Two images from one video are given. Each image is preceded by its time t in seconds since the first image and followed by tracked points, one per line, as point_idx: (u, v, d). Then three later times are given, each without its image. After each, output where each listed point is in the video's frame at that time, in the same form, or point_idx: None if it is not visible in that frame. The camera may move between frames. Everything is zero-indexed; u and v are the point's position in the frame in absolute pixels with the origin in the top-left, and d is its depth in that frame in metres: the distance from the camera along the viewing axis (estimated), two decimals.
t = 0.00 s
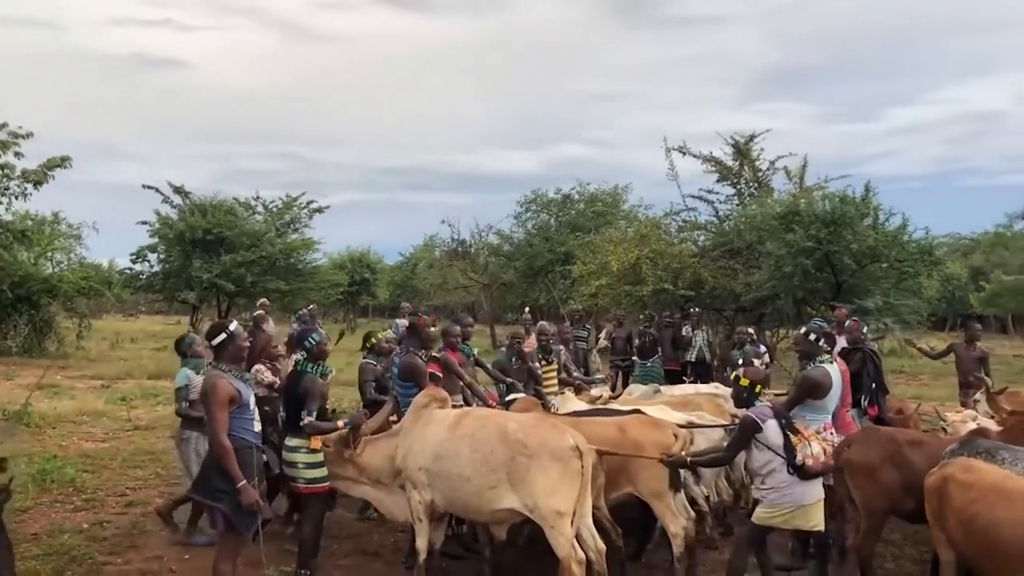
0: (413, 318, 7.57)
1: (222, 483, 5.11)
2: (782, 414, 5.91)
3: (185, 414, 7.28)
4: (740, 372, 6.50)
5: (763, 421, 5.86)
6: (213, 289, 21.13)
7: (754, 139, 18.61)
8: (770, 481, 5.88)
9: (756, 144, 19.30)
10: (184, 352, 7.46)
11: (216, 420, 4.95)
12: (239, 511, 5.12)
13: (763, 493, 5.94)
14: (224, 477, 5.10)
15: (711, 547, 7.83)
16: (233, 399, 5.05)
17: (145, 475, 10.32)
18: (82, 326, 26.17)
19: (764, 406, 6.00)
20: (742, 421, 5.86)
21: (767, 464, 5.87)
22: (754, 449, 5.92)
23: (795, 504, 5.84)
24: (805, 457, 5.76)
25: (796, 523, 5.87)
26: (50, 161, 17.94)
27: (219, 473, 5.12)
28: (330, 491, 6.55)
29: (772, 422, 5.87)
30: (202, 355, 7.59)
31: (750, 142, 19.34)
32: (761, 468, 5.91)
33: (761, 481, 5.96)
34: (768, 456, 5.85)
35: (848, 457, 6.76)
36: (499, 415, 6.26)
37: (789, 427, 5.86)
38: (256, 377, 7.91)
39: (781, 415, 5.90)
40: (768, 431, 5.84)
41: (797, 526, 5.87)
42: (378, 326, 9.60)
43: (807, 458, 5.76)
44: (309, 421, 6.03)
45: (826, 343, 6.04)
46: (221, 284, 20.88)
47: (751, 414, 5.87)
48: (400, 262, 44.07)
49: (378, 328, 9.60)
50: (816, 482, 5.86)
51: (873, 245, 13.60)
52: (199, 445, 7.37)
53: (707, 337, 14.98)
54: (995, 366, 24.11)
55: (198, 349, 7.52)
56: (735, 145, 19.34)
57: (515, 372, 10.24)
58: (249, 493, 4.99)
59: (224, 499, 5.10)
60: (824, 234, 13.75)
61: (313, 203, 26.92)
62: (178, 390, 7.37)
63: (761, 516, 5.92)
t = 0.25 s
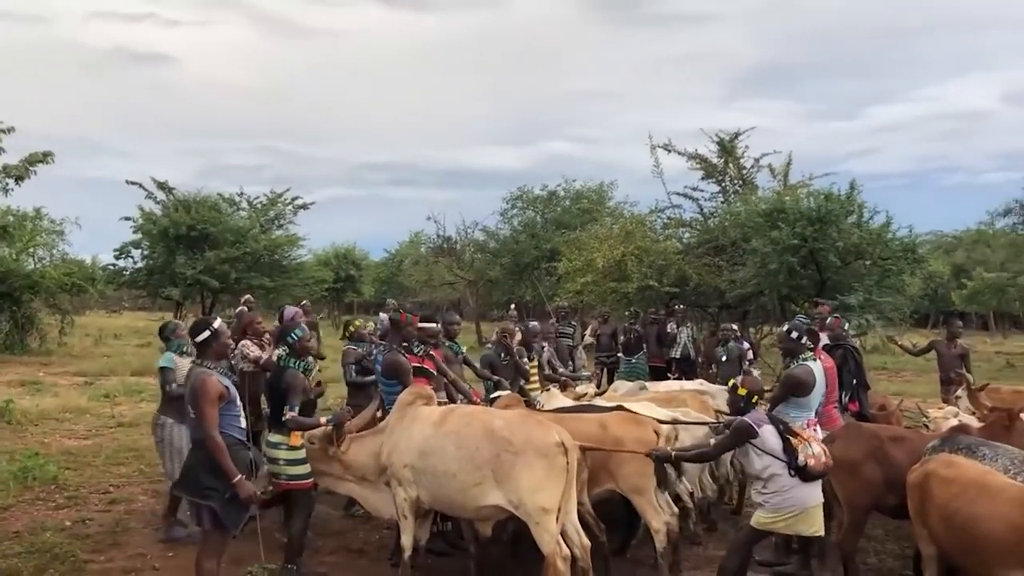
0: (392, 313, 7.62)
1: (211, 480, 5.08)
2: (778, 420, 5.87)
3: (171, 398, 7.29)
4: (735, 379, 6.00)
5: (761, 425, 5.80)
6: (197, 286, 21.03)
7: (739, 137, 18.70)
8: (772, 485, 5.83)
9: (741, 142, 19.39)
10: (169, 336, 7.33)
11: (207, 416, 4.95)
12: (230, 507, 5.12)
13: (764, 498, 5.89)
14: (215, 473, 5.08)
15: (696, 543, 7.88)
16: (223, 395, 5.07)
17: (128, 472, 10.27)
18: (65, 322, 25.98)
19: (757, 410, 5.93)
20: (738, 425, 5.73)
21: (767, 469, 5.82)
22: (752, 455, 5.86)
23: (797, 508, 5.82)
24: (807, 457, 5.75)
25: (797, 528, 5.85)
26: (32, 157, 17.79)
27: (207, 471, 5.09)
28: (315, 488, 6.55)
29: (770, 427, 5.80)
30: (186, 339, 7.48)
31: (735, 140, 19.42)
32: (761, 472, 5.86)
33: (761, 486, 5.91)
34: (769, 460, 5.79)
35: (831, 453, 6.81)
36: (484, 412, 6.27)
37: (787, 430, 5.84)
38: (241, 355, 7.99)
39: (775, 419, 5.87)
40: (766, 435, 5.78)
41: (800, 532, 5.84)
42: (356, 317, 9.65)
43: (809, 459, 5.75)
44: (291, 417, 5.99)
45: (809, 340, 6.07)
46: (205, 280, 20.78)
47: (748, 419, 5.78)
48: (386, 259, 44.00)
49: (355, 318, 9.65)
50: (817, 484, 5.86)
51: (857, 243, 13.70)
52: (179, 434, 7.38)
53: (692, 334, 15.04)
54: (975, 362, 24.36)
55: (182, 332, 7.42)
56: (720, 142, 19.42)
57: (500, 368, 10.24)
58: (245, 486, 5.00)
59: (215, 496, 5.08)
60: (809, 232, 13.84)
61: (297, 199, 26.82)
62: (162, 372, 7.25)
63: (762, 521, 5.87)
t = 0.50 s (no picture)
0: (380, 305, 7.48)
1: (196, 472, 5.07)
2: (773, 414, 5.89)
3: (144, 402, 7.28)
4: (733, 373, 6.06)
5: (755, 420, 5.83)
6: (184, 278, 20.93)
7: (728, 132, 18.74)
8: (763, 480, 5.85)
9: (729, 137, 19.42)
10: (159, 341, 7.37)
11: (198, 408, 4.94)
12: (215, 499, 5.10)
13: (755, 492, 5.92)
14: (200, 466, 5.07)
15: (682, 537, 7.92)
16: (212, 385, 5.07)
17: (114, 464, 10.22)
18: (50, 313, 25.81)
19: (751, 404, 5.95)
20: (733, 419, 5.77)
21: (759, 463, 5.85)
22: (746, 449, 5.88)
23: (787, 504, 5.85)
24: (800, 454, 5.79)
25: (786, 524, 5.88)
26: (17, 146, 17.62)
27: (193, 462, 5.08)
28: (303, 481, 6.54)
29: (765, 421, 5.84)
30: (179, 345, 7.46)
31: (724, 134, 19.46)
32: (754, 466, 5.88)
33: (752, 480, 5.94)
34: (761, 455, 5.83)
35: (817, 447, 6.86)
36: (473, 405, 6.28)
37: (781, 426, 5.85)
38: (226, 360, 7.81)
39: (769, 414, 5.89)
40: (760, 429, 5.81)
41: (788, 528, 5.88)
42: (349, 315, 9.58)
43: (801, 456, 5.79)
44: (280, 412, 5.95)
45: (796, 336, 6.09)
46: (192, 272, 20.68)
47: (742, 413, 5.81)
48: (374, 251, 43.89)
49: (349, 316, 9.57)
50: (806, 481, 5.89)
51: (843, 238, 13.76)
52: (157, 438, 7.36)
53: (679, 328, 15.09)
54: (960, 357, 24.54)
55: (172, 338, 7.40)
56: (709, 137, 19.45)
57: (488, 362, 10.25)
58: (237, 478, 5.01)
59: (199, 489, 5.06)
60: (796, 227, 13.89)
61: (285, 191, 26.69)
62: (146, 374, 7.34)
63: (751, 516, 5.89)
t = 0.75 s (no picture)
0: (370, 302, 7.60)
1: (184, 464, 5.08)
2: (765, 405, 5.92)
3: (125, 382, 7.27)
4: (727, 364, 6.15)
5: (746, 410, 5.83)
6: (175, 269, 20.86)
7: (721, 126, 18.76)
8: (751, 470, 5.89)
9: (722, 131, 19.44)
10: (142, 319, 7.43)
11: (196, 397, 4.99)
12: (201, 492, 5.11)
13: (741, 482, 5.96)
14: (189, 457, 5.09)
15: (672, 530, 7.95)
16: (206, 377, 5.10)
17: (104, 456, 10.20)
18: (40, 304, 25.68)
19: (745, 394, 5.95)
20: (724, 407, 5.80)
21: (748, 453, 5.88)
22: (735, 438, 5.90)
23: (773, 495, 5.88)
24: (788, 447, 5.79)
25: (771, 516, 5.91)
26: (7, 135, 17.52)
27: (181, 454, 5.09)
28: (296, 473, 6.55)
29: (756, 412, 5.85)
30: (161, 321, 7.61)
31: (716, 129, 19.48)
32: (742, 456, 5.91)
33: (739, 470, 5.97)
34: (749, 445, 5.85)
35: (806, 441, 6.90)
36: (465, 397, 6.29)
37: (771, 417, 5.87)
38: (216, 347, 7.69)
39: (761, 405, 5.90)
40: (749, 419, 5.82)
41: (774, 519, 5.90)
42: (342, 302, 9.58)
43: (790, 449, 5.80)
44: (277, 407, 6.01)
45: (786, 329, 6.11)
46: (183, 263, 20.61)
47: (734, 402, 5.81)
48: (366, 244, 43.80)
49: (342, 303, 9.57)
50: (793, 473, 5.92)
51: (834, 233, 13.81)
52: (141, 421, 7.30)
53: (671, 322, 15.11)
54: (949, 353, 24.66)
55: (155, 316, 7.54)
56: (702, 132, 19.48)
57: (480, 355, 10.26)
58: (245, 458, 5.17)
59: (186, 480, 5.06)
60: (786, 222, 13.94)
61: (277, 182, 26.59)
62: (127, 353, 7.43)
63: (738, 506, 5.92)
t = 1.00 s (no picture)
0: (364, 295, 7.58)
1: (186, 454, 5.07)
2: (765, 404, 5.93)
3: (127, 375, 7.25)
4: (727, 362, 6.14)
5: (746, 409, 5.84)
6: (171, 260, 20.82)
7: (717, 123, 18.77)
8: (751, 470, 5.89)
9: (719, 128, 19.44)
10: (126, 316, 7.23)
11: (201, 385, 5.03)
12: (203, 482, 5.09)
13: (742, 481, 5.96)
14: (191, 448, 5.08)
15: (665, 525, 7.98)
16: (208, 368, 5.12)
17: (98, 446, 10.19)
18: (34, 294, 25.62)
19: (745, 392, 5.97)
20: (724, 405, 5.82)
21: (748, 452, 5.89)
22: (736, 437, 5.91)
23: (772, 494, 5.89)
24: (789, 445, 5.83)
25: (770, 515, 5.92)
26: (2, 125, 17.45)
27: (183, 444, 5.08)
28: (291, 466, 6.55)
29: (757, 411, 5.86)
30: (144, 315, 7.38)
31: (713, 126, 19.49)
32: (742, 455, 5.92)
33: (740, 469, 5.98)
34: (749, 444, 5.86)
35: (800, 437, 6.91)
36: (461, 391, 6.29)
37: (771, 416, 5.90)
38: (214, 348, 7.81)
39: (761, 404, 5.91)
40: (749, 418, 5.84)
41: (772, 518, 5.92)
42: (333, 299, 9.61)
43: (791, 447, 5.84)
44: (275, 399, 5.99)
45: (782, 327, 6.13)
46: (178, 254, 20.57)
47: (734, 401, 5.83)
48: (362, 237, 43.77)
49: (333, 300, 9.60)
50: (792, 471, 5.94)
51: (829, 231, 13.82)
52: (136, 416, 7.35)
53: (666, 318, 15.13)
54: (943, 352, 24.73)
55: (138, 313, 7.28)
56: (699, 128, 19.49)
57: (476, 349, 10.26)
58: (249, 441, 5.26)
59: (187, 470, 5.05)
60: (782, 219, 13.96)
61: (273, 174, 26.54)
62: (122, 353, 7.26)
63: (738, 505, 5.92)
